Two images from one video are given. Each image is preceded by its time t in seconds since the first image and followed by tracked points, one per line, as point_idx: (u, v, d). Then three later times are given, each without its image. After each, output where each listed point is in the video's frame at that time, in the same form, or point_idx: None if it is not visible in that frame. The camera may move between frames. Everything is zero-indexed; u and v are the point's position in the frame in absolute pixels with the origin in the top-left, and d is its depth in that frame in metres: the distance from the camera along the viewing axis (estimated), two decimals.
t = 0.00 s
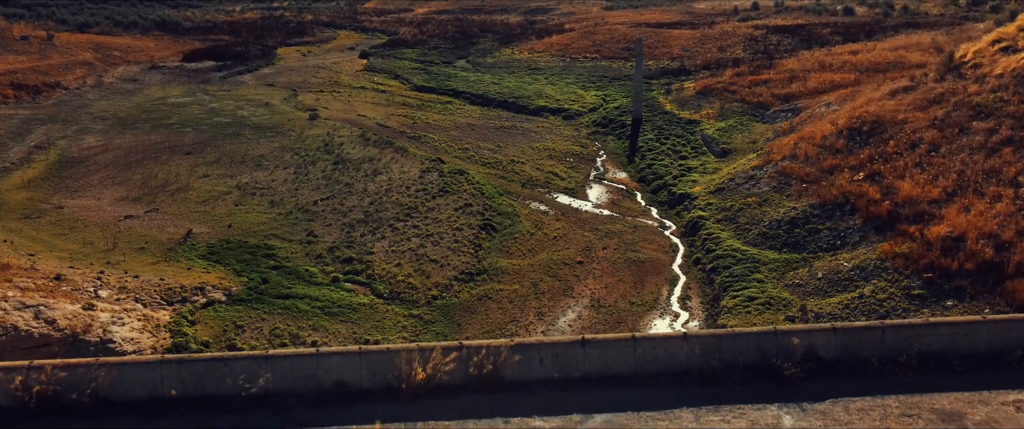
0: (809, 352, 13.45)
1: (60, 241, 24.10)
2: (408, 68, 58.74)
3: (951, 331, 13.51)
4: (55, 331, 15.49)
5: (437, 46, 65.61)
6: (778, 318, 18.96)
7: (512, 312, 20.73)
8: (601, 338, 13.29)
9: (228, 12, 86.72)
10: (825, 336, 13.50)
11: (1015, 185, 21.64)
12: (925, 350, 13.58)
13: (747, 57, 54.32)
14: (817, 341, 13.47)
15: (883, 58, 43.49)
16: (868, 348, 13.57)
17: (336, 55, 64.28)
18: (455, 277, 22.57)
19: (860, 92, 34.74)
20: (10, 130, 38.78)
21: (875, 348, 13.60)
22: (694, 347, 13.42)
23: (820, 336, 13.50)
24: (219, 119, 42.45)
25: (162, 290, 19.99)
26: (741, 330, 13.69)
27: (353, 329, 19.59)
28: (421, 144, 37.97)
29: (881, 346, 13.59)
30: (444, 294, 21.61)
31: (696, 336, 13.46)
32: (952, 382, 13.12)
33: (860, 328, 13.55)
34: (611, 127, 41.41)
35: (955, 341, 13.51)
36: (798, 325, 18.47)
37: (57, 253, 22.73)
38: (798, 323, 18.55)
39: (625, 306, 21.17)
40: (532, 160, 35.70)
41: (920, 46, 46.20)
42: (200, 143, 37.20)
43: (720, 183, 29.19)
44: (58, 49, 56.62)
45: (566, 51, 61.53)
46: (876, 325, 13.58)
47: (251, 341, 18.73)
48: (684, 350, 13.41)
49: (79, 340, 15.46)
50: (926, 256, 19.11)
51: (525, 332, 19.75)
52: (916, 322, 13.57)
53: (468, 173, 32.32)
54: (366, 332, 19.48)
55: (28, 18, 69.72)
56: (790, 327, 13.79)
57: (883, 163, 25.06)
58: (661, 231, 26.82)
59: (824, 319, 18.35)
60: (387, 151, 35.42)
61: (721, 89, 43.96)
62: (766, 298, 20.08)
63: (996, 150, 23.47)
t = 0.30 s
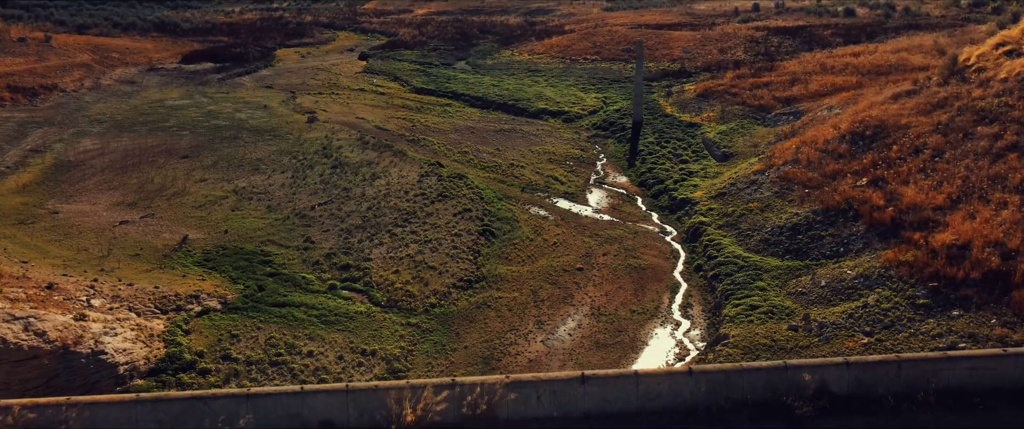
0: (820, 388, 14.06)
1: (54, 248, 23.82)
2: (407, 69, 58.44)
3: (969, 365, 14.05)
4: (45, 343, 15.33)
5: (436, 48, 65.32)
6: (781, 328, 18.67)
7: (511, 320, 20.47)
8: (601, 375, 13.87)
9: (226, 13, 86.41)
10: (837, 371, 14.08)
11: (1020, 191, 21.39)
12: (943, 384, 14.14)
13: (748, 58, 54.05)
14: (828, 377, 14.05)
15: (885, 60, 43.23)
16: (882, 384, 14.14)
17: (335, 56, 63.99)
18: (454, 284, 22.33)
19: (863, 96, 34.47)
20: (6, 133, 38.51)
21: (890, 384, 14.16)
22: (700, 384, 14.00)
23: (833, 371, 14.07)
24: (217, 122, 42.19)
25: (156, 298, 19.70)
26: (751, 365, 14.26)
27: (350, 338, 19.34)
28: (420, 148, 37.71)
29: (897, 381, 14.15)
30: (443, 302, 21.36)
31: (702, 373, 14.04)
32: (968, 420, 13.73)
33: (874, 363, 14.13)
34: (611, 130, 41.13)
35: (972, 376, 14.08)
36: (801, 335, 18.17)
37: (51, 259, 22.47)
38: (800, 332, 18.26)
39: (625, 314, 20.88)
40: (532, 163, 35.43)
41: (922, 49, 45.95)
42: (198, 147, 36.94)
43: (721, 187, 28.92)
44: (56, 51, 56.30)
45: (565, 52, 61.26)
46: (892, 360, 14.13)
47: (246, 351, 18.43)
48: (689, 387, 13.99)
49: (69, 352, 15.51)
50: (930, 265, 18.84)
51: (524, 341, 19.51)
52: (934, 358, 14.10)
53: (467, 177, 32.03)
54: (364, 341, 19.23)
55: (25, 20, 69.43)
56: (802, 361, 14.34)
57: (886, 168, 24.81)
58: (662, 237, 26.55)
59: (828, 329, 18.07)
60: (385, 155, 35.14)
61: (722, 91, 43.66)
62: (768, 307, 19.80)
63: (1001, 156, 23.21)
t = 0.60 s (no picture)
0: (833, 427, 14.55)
1: (47, 254, 23.54)
2: (406, 71, 58.16)
3: (988, 402, 14.42)
4: (35, 355, 14.86)
5: (436, 49, 65.04)
6: (783, 337, 18.40)
7: (509, 329, 20.20)
8: (600, 417, 14.40)
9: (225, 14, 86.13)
10: (851, 410, 14.55)
11: None
12: (962, 422, 14.50)
13: (749, 60, 53.78)
14: (841, 415, 14.54)
15: (887, 62, 42.97)
16: (898, 422, 14.52)
17: (334, 57, 63.70)
18: (452, 291, 22.05)
19: (865, 99, 34.18)
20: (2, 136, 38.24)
21: (907, 422, 14.54)
22: (708, 423, 14.47)
23: (846, 410, 14.56)
24: (215, 124, 41.90)
25: (149, 307, 19.39)
26: (761, 405, 14.75)
27: (346, 348, 19.07)
28: (418, 151, 37.45)
29: (915, 420, 14.53)
30: (440, 310, 21.08)
31: (708, 413, 14.53)
32: None
33: (890, 401, 14.55)
34: (612, 132, 40.85)
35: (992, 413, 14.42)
36: (805, 345, 17.89)
37: (44, 266, 22.17)
38: (804, 342, 17.99)
39: (625, 322, 20.58)
40: (531, 167, 35.16)
41: (924, 51, 45.69)
42: (195, 150, 36.66)
43: (722, 192, 28.62)
44: (53, 53, 55.99)
45: (565, 54, 60.99)
46: (909, 399, 14.55)
47: (240, 361, 18.18)
48: (697, 424, 14.45)
49: (59, 364, 15.18)
50: (935, 273, 18.56)
51: (523, 350, 19.24)
52: (952, 396, 14.51)
53: (466, 181, 31.75)
54: (360, 350, 18.97)
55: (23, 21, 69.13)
56: (814, 400, 14.82)
57: (889, 173, 24.52)
58: (662, 243, 26.26)
59: (831, 339, 17.80)
60: (383, 158, 34.86)
61: (723, 94, 43.36)
62: (771, 315, 19.53)
63: (1006, 162, 22.93)
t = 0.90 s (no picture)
0: None
1: (40, 261, 23.27)
2: (405, 73, 57.91)
3: None
4: (24, 368, 14.53)
5: (435, 50, 64.79)
6: (786, 348, 18.15)
7: (508, 338, 19.93)
8: None
9: (224, 14, 85.98)
10: None
11: None
12: None
13: (750, 62, 53.56)
14: None
15: (889, 64, 42.72)
16: None
17: (333, 59, 63.46)
18: (451, 299, 21.77)
19: (867, 102, 33.92)
20: None
21: None
22: None
23: None
24: (213, 127, 41.64)
25: (143, 316, 19.10)
26: None
27: (342, 357, 18.81)
28: (417, 154, 37.19)
29: None
30: (438, 318, 20.81)
31: None
32: None
33: None
34: (611, 135, 40.58)
35: None
36: (809, 356, 17.63)
37: (37, 274, 21.90)
38: (807, 353, 17.73)
39: (626, 331, 20.31)
40: (531, 171, 34.90)
41: (926, 53, 45.43)
42: (192, 153, 36.42)
43: (723, 197, 28.36)
44: (50, 55, 55.69)
45: (566, 55, 60.74)
46: None
47: (234, 372, 17.93)
48: None
49: (49, 377, 14.90)
50: (940, 282, 18.30)
51: (522, 360, 18.97)
52: None
53: (465, 186, 31.48)
54: (357, 360, 18.70)
55: (21, 22, 68.91)
56: None
57: (892, 179, 24.26)
58: (663, 249, 26.00)
59: (835, 350, 17.55)
60: (381, 162, 34.59)
61: (723, 96, 43.08)
62: (773, 325, 19.27)
63: (1011, 168, 22.65)
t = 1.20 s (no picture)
0: None
1: (34, 268, 22.99)
2: (404, 74, 57.64)
3: None
4: (12, 382, 14.42)
5: (435, 51, 64.53)
6: (789, 358, 17.89)
7: (507, 347, 19.66)
8: None
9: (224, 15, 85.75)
10: None
11: None
12: None
13: (750, 64, 53.29)
14: None
15: (891, 67, 42.45)
16: None
17: (332, 61, 63.20)
18: (449, 307, 21.50)
19: (870, 105, 33.64)
20: None
21: None
22: None
23: None
24: (210, 130, 41.36)
25: (137, 325, 18.83)
26: None
27: (339, 367, 18.54)
28: (415, 158, 36.92)
29: None
30: (436, 327, 20.54)
31: None
32: None
33: None
34: (612, 138, 40.31)
35: None
36: (812, 367, 17.37)
37: (30, 281, 21.63)
38: (810, 364, 17.48)
39: (626, 340, 20.03)
40: (530, 174, 34.63)
41: (928, 55, 45.15)
42: (189, 157, 36.16)
43: (725, 202, 28.08)
44: (48, 56, 55.39)
45: (566, 57, 60.48)
46: None
47: (229, 382, 17.68)
48: None
49: (38, 391, 14.73)
50: (946, 291, 18.02)
51: (521, 371, 18.70)
52: None
53: (463, 190, 31.20)
54: (353, 370, 18.44)
55: (19, 23, 68.64)
56: None
57: (896, 184, 23.98)
58: (664, 255, 25.73)
59: (839, 361, 17.29)
60: (380, 166, 34.33)
61: (724, 99, 42.81)
62: (776, 334, 19.00)
63: (1016, 174, 22.37)
